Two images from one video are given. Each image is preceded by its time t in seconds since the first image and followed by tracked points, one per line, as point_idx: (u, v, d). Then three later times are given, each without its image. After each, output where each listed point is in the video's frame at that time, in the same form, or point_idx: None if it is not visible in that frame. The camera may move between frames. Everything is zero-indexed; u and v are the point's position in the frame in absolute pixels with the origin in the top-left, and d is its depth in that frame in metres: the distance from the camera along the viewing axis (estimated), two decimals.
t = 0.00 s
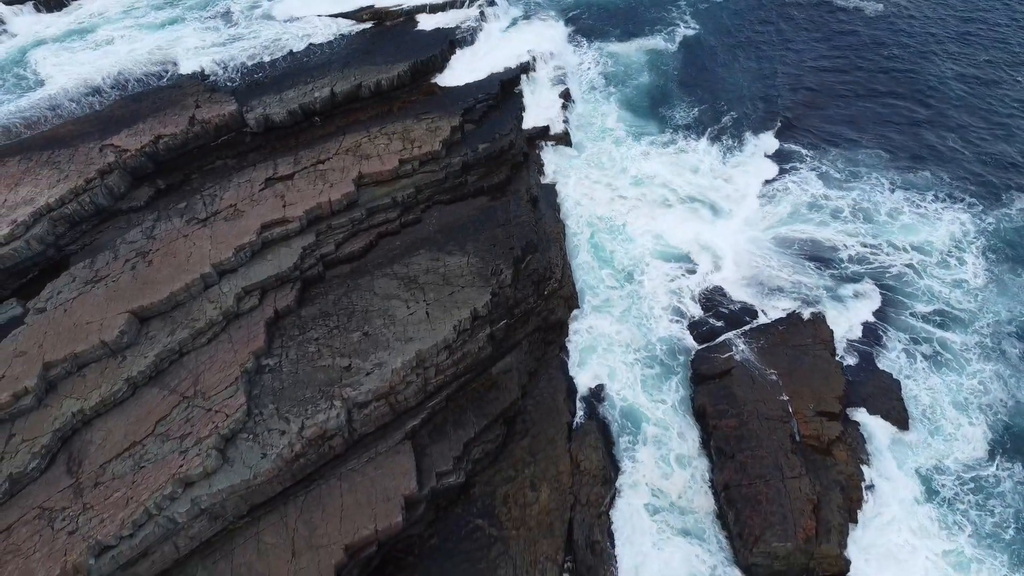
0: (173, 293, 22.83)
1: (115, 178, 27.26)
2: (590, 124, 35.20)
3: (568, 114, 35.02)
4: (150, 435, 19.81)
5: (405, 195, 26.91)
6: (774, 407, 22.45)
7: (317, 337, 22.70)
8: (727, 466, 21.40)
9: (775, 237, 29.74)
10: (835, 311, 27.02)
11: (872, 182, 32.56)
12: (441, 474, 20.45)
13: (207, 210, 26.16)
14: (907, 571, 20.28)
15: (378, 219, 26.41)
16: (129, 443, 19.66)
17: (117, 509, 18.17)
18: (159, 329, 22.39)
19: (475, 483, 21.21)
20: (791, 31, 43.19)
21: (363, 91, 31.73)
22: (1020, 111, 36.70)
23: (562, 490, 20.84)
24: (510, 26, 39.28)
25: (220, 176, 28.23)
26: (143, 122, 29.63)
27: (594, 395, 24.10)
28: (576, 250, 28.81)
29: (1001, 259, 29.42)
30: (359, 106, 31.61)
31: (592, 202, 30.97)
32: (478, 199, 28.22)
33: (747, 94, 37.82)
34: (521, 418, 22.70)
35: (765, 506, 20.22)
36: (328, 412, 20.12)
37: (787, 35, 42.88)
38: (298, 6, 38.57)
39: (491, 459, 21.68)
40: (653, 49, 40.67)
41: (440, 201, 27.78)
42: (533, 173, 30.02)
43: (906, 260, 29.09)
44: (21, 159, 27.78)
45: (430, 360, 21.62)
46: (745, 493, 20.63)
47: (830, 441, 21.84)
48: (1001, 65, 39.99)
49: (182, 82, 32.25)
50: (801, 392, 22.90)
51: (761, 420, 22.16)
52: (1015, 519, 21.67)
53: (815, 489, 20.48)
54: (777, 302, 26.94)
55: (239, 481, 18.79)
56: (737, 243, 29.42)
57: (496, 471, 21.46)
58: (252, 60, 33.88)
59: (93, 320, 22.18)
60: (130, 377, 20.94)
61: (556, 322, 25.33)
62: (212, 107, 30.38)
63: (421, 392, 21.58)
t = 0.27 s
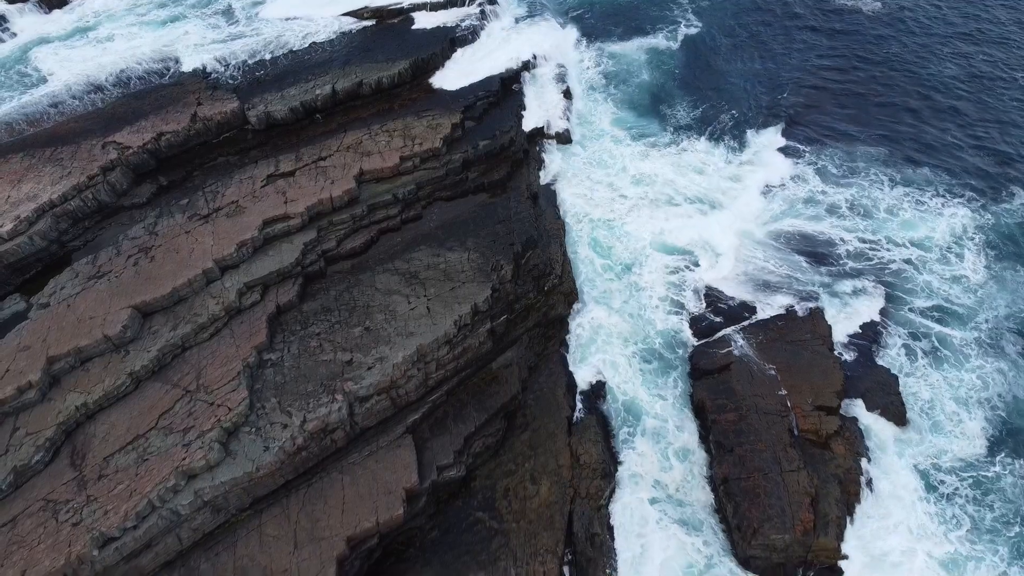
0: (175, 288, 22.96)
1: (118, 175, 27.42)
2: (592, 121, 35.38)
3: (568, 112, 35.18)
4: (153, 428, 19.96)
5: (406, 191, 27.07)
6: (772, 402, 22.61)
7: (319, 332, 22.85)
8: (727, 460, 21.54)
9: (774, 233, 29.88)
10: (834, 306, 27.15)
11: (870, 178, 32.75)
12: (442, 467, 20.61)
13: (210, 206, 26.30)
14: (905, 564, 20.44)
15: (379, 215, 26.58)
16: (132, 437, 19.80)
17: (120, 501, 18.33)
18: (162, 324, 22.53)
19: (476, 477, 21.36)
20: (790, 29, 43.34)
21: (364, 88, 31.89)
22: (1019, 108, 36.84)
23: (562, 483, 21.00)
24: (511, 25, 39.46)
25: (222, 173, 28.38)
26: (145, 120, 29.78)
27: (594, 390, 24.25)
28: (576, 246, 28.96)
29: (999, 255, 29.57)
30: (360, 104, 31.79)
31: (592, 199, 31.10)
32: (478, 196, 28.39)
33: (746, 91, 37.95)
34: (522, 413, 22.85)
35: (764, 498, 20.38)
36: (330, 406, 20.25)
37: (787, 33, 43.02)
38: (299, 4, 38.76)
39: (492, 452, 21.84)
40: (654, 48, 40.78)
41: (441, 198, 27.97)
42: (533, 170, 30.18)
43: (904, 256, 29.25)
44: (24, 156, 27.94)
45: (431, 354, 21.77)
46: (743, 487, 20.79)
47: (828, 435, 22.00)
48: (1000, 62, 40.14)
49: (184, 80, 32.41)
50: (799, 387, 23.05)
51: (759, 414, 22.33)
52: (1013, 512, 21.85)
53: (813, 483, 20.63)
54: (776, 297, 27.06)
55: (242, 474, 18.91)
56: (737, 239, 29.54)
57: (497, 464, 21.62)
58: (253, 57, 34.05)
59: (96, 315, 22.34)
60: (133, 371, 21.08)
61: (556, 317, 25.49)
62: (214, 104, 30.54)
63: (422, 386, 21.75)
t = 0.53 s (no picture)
0: (178, 284, 23.12)
1: (121, 171, 27.60)
2: (592, 119, 35.54)
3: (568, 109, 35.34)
4: (156, 422, 20.12)
5: (407, 187, 27.22)
6: (771, 396, 22.75)
7: (320, 327, 23.00)
8: (725, 454, 21.71)
9: (773, 229, 30.03)
10: (833, 302, 27.26)
11: (871, 174, 32.92)
12: (443, 461, 20.77)
13: (212, 203, 26.46)
14: (903, 558, 20.63)
15: (380, 212, 26.72)
16: (136, 430, 19.96)
17: (124, 493, 18.49)
18: (165, 319, 22.69)
19: (476, 470, 21.56)
20: (790, 27, 43.47)
21: (365, 86, 32.05)
22: (1017, 105, 37.00)
23: (562, 477, 21.16)
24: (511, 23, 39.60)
25: (224, 169, 28.54)
26: (147, 117, 29.93)
27: (594, 385, 24.42)
28: (576, 242, 29.12)
29: (999, 251, 29.75)
30: (361, 102, 31.95)
31: (593, 196, 31.27)
32: (479, 192, 28.54)
33: (746, 89, 38.07)
34: (522, 407, 23.02)
35: (762, 492, 20.55)
36: (332, 400, 20.40)
37: (787, 31, 43.13)
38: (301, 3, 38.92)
39: (492, 446, 22.01)
40: (655, 47, 40.94)
41: (442, 195, 28.11)
42: (534, 167, 30.31)
43: (904, 252, 29.41)
44: (27, 153, 28.09)
45: (432, 349, 21.94)
46: (742, 480, 20.95)
47: (826, 429, 22.16)
48: (999, 59, 40.29)
49: (186, 78, 32.56)
50: (798, 381, 23.21)
51: (758, 408, 22.48)
52: (1010, 507, 22.03)
53: (811, 476, 20.79)
54: (775, 292, 27.21)
55: (244, 467, 19.06)
56: (736, 235, 29.66)
57: (497, 458, 21.78)
58: (255, 55, 34.22)
59: (100, 310, 22.50)
60: (136, 366, 21.24)
61: (556, 313, 25.66)
62: (216, 101, 30.70)
63: (423, 381, 21.91)
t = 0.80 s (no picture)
0: (181, 279, 23.26)
1: (124, 168, 27.77)
2: (592, 117, 35.67)
3: (569, 107, 35.50)
4: (159, 416, 20.27)
5: (408, 184, 27.36)
6: (770, 391, 22.90)
7: (322, 322, 23.14)
8: (724, 447, 21.87)
9: (772, 226, 30.18)
10: (833, 298, 27.38)
11: (870, 171, 33.04)
12: (444, 454, 20.92)
13: (214, 199, 26.61)
14: (901, 551, 20.79)
15: (381, 208, 26.85)
16: (139, 424, 20.12)
17: (128, 486, 18.63)
18: (167, 314, 22.84)
19: (476, 464, 21.71)
20: (790, 24, 43.56)
21: (367, 83, 32.21)
22: (1016, 101, 37.11)
23: (562, 470, 21.30)
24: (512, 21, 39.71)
25: (226, 166, 28.69)
26: (150, 114, 30.09)
27: (593, 380, 24.59)
28: (576, 239, 29.27)
29: (998, 247, 29.90)
30: (362, 99, 32.10)
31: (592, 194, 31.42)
32: (479, 189, 28.68)
33: (746, 86, 38.18)
34: (523, 401, 23.17)
35: (761, 485, 20.71)
36: (333, 393, 20.55)
37: (787, 28, 43.23)
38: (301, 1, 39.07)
39: (493, 440, 22.16)
40: (655, 45, 41.08)
41: (443, 191, 28.27)
42: (534, 164, 30.44)
43: (904, 248, 29.54)
44: (30, 150, 28.25)
45: (433, 344, 22.09)
46: (741, 473, 21.11)
47: (825, 423, 22.31)
48: (998, 57, 40.41)
49: (188, 76, 32.71)
50: (797, 376, 23.35)
51: (757, 402, 22.63)
52: (1008, 501, 22.20)
53: (809, 470, 20.96)
54: (775, 289, 27.30)
55: (247, 460, 19.21)
56: (736, 231, 29.76)
57: (498, 452, 21.93)
58: (257, 54, 34.38)
59: (103, 305, 22.66)
60: (139, 360, 21.39)
61: (556, 308, 25.80)
62: (218, 99, 30.87)
63: (424, 375, 22.06)
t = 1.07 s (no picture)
0: (183, 275, 23.40)
1: (126, 165, 27.93)
2: (592, 115, 35.80)
3: (569, 105, 35.69)
4: (162, 410, 20.42)
5: (409, 181, 27.52)
6: (768, 385, 23.07)
7: (324, 318, 23.29)
8: (723, 442, 22.05)
9: (770, 222, 30.34)
10: (832, 295, 27.52)
11: (871, 166, 33.28)
12: (445, 448, 21.08)
13: (216, 196, 26.77)
14: (898, 544, 20.97)
15: (382, 205, 27.01)
16: (142, 418, 20.27)
17: (131, 479, 18.78)
18: (170, 310, 22.98)
19: (477, 458, 21.85)
20: (789, 22, 43.66)
21: (368, 81, 32.39)
22: (1015, 98, 37.24)
23: (562, 464, 21.46)
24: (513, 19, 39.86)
25: (228, 164, 28.84)
26: (152, 112, 30.24)
27: (593, 375, 24.76)
28: (575, 236, 29.44)
29: (998, 243, 30.04)
30: (363, 97, 32.28)
31: (592, 191, 31.57)
32: (480, 186, 28.85)
33: (746, 84, 38.34)
34: (523, 396, 23.34)
35: (759, 478, 20.88)
36: (335, 388, 20.71)
37: (786, 26, 43.38)
38: None
39: (493, 435, 22.32)
40: (655, 43, 41.26)
41: (444, 188, 28.43)
42: (535, 161, 30.60)
43: (903, 244, 29.69)
44: (33, 147, 28.41)
45: (434, 339, 22.24)
46: (740, 467, 21.28)
47: (823, 417, 22.49)
48: (997, 54, 40.55)
49: (189, 74, 32.86)
50: (795, 371, 23.52)
51: (756, 397, 22.79)
52: (1006, 494, 22.35)
53: (807, 463, 21.12)
54: (775, 286, 27.43)
55: (249, 453, 19.35)
56: (735, 227, 29.91)
57: (498, 446, 22.09)
58: (258, 52, 34.56)
59: (106, 301, 22.81)
60: (142, 355, 21.54)
61: (556, 304, 25.94)
62: (219, 97, 31.04)
63: (425, 370, 22.21)
